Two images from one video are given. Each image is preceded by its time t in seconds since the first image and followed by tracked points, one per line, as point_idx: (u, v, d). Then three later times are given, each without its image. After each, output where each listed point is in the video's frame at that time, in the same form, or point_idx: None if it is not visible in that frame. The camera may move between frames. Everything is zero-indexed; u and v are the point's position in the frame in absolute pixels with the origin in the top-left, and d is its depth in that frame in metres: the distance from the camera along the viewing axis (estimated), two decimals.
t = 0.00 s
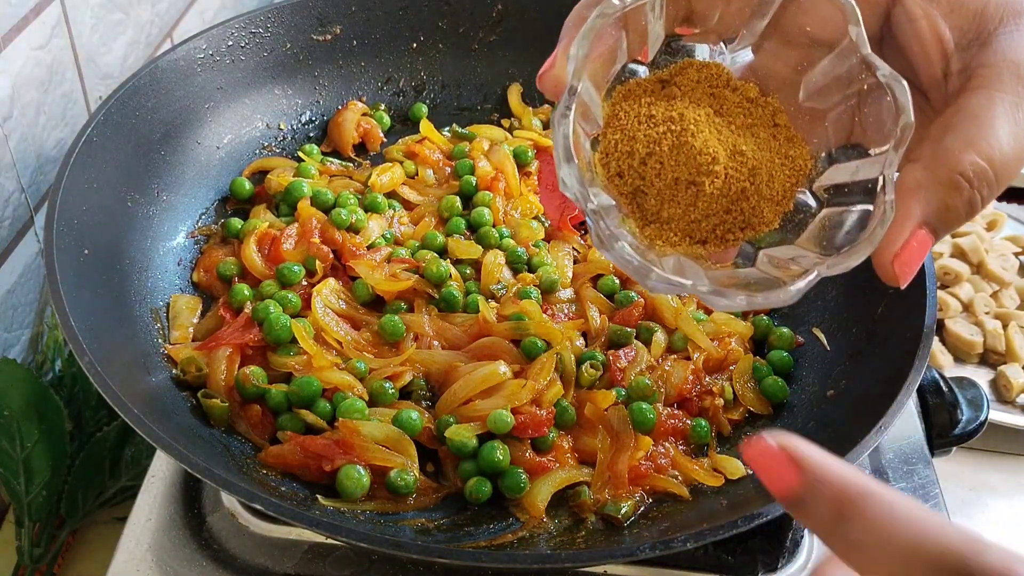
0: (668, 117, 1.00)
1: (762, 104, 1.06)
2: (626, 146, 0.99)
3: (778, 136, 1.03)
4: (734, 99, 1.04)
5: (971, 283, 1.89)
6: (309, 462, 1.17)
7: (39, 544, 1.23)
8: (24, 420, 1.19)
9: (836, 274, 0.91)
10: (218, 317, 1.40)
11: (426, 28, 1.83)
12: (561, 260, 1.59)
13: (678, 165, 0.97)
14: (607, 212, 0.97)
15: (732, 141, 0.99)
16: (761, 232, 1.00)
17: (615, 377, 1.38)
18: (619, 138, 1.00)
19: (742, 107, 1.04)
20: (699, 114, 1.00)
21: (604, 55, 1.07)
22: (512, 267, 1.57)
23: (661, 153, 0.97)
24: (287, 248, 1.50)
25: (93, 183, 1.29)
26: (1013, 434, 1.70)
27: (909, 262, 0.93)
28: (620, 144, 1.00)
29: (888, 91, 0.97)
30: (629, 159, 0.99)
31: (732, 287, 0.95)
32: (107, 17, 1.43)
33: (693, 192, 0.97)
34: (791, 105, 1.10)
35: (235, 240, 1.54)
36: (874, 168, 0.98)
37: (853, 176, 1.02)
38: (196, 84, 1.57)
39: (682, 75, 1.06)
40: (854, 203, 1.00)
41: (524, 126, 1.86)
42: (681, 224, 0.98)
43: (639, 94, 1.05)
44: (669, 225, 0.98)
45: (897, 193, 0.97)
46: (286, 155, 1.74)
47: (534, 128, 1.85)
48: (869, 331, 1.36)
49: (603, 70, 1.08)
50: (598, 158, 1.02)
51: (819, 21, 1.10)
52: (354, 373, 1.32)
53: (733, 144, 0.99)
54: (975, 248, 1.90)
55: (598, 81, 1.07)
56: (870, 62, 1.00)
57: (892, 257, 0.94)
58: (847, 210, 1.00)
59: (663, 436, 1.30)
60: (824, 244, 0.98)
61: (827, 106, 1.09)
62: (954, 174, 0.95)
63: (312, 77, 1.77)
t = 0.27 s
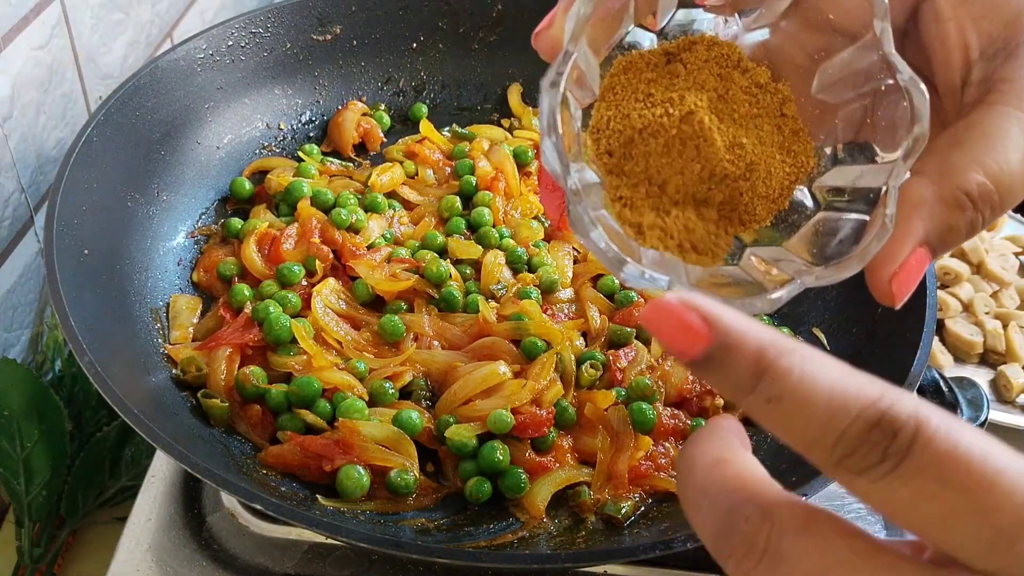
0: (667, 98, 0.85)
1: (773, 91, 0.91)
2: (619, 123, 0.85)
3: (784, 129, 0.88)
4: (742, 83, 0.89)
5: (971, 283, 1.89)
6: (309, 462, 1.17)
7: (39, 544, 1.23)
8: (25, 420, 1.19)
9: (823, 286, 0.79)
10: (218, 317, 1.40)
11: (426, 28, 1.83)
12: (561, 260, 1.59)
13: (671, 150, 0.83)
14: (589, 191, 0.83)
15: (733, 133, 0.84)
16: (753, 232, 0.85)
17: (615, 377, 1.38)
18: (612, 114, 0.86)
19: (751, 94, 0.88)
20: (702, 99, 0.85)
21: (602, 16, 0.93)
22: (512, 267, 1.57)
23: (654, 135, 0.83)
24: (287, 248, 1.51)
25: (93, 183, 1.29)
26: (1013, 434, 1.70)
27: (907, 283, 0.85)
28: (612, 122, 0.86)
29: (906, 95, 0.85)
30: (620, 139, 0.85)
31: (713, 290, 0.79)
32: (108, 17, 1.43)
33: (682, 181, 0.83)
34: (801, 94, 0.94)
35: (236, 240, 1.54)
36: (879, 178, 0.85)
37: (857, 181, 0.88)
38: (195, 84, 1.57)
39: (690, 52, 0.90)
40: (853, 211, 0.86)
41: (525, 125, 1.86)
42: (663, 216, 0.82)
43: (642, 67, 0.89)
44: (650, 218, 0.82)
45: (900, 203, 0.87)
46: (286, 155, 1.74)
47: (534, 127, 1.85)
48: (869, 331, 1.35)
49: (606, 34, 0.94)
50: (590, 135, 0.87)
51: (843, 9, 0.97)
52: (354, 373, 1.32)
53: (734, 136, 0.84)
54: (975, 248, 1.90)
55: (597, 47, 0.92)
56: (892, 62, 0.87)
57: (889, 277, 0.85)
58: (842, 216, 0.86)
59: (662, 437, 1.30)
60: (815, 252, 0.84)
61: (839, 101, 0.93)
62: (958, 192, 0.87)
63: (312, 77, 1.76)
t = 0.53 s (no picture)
0: (665, 99, 0.86)
1: (772, 92, 0.92)
2: (617, 125, 0.85)
3: (783, 130, 0.89)
4: (739, 85, 0.90)
5: (971, 283, 1.89)
6: (309, 462, 1.17)
7: (39, 544, 1.23)
8: (24, 420, 1.19)
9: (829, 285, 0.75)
10: (218, 318, 1.40)
11: (425, 28, 1.84)
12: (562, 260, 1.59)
13: (671, 150, 0.83)
14: (586, 192, 0.82)
15: (733, 133, 0.85)
16: (754, 235, 0.85)
17: (615, 377, 1.38)
18: (609, 116, 0.87)
19: (748, 95, 0.90)
20: (700, 99, 0.86)
21: (597, 15, 0.94)
22: (512, 267, 1.57)
23: (653, 135, 0.84)
24: (287, 248, 1.50)
25: (93, 183, 1.29)
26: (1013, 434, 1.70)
27: (916, 279, 0.83)
28: (610, 124, 0.86)
29: (907, 91, 0.85)
30: (618, 140, 0.85)
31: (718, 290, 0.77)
32: (108, 17, 1.43)
33: (682, 181, 0.83)
34: (799, 95, 0.95)
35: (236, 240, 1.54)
36: (883, 174, 0.84)
37: (859, 180, 0.87)
38: (195, 84, 1.57)
39: (687, 54, 0.92)
40: (858, 210, 0.84)
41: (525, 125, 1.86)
42: (663, 217, 0.81)
43: (637, 70, 0.91)
44: (649, 219, 0.81)
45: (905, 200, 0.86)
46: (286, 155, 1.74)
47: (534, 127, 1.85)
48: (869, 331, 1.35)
49: (599, 35, 0.94)
50: (586, 137, 0.87)
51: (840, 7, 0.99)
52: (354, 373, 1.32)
53: (734, 136, 0.85)
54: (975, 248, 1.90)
55: (592, 45, 0.93)
56: (892, 57, 0.86)
57: (896, 274, 0.84)
58: (847, 216, 0.85)
59: (663, 437, 1.30)
60: (819, 251, 0.83)
61: (838, 102, 0.94)
62: (965, 185, 0.87)
63: (312, 77, 1.77)
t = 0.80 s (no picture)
0: (664, 102, 0.86)
1: (768, 94, 0.92)
2: (616, 128, 0.85)
3: (781, 133, 0.89)
4: (738, 87, 0.91)
5: (971, 283, 1.89)
6: (309, 462, 1.17)
7: (39, 544, 1.23)
8: (24, 420, 1.19)
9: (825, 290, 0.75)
10: (218, 318, 1.40)
11: (426, 28, 1.84)
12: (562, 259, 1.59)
13: (669, 153, 0.84)
14: (586, 195, 0.83)
15: (731, 136, 0.85)
16: (751, 236, 0.84)
17: (615, 377, 1.38)
18: (608, 119, 0.86)
19: (747, 98, 0.90)
20: (699, 102, 0.86)
21: (597, 20, 0.93)
22: (512, 267, 1.56)
23: (652, 139, 0.84)
24: (287, 249, 1.50)
25: (93, 183, 1.29)
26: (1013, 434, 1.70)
27: (910, 283, 0.84)
28: (609, 126, 0.86)
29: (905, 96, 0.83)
30: (616, 143, 0.85)
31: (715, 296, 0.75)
32: (107, 16, 1.43)
33: (680, 184, 0.83)
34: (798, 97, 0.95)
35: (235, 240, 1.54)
36: (880, 178, 0.84)
37: (855, 183, 0.86)
38: (195, 84, 1.57)
39: (686, 56, 0.92)
40: (853, 215, 0.84)
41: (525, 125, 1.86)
42: (660, 220, 0.81)
43: (637, 72, 0.91)
44: (647, 222, 0.81)
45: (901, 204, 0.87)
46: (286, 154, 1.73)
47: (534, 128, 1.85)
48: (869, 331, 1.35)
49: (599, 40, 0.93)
50: (585, 139, 0.86)
51: (839, 10, 0.98)
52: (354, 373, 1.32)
53: (732, 140, 0.84)
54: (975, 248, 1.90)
55: (591, 50, 0.92)
56: (890, 62, 0.86)
57: (890, 278, 0.84)
58: (842, 220, 0.84)
59: (663, 437, 1.30)
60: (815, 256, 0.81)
61: (837, 104, 0.93)
62: (960, 191, 0.87)
63: (312, 77, 1.77)
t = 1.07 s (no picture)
0: (653, 118, 0.86)
1: (757, 106, 0.93)
2: (606, 144, 0.85)
3: (769, 146, 0.89)
4: (726, 102, 0.90)
5: (971, 283, 1.89)
6: (309, 462, 1.17)
7: (39, 544, 1.23)
8: (24, 420, 1.19)
9: (812, 300, 0.74)
10: (218, 317, 1.40)
11: (426, 28, 1.84)
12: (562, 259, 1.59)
13: (658, 168, 0.84)
14: (576, 211, 0.81)
15: (719, 151, 0.85)
16: (740, 247, 0.85)
17: (615, 377, 1.38)
18: (598, 135, 0.86)
19: (734, 112, 0.90)
20: (687, 118, 0.86)
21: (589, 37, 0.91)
22: (513, 267, 1.57)
23: (641, 154, 0.84)
24: (287, 249, 1.50)
25: (93, 183, 1.29)
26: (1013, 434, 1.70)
27: (893, 292, 0.82)
28: (599, 143, 0.86)
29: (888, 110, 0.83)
30: (606, 158, 0.85)
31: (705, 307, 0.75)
32: (108, 16, 1.43)
33: (669, 198, 0.83)
34: (784, 112, 0.95)
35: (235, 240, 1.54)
36: (864, 190, 0.84)
37: (842, 195, 0.86)
38: (195, 85, 1.57)
39: (675, 72, 0.92)
40: (839, 225, 0.84)
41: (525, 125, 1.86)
42: (650, 233, 0.82)
43: (626, 88, 0.90)
44: (638, 234, 0.81)
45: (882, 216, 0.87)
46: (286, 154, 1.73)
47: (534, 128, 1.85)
48: (868, 331, 1.36)
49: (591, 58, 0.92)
50: (576, 154, 0.86)
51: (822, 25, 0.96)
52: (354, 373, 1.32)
53: (720, 154, 0.85)
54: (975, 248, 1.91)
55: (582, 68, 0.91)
56: (873, 77, 0.86)
57: (873, 288, 0.83)
58: (829, 230, 0.84)
59: (662, 437, 1.30)
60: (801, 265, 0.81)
61: (823, 117, 0.93)
62: (941, 203, 0.86)
63: (312, 77, 1.77)
